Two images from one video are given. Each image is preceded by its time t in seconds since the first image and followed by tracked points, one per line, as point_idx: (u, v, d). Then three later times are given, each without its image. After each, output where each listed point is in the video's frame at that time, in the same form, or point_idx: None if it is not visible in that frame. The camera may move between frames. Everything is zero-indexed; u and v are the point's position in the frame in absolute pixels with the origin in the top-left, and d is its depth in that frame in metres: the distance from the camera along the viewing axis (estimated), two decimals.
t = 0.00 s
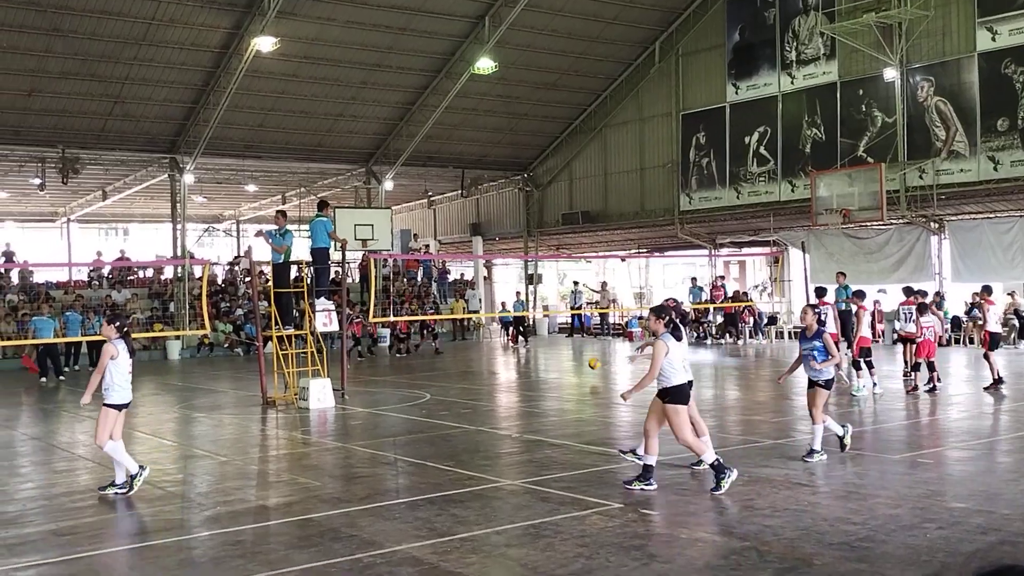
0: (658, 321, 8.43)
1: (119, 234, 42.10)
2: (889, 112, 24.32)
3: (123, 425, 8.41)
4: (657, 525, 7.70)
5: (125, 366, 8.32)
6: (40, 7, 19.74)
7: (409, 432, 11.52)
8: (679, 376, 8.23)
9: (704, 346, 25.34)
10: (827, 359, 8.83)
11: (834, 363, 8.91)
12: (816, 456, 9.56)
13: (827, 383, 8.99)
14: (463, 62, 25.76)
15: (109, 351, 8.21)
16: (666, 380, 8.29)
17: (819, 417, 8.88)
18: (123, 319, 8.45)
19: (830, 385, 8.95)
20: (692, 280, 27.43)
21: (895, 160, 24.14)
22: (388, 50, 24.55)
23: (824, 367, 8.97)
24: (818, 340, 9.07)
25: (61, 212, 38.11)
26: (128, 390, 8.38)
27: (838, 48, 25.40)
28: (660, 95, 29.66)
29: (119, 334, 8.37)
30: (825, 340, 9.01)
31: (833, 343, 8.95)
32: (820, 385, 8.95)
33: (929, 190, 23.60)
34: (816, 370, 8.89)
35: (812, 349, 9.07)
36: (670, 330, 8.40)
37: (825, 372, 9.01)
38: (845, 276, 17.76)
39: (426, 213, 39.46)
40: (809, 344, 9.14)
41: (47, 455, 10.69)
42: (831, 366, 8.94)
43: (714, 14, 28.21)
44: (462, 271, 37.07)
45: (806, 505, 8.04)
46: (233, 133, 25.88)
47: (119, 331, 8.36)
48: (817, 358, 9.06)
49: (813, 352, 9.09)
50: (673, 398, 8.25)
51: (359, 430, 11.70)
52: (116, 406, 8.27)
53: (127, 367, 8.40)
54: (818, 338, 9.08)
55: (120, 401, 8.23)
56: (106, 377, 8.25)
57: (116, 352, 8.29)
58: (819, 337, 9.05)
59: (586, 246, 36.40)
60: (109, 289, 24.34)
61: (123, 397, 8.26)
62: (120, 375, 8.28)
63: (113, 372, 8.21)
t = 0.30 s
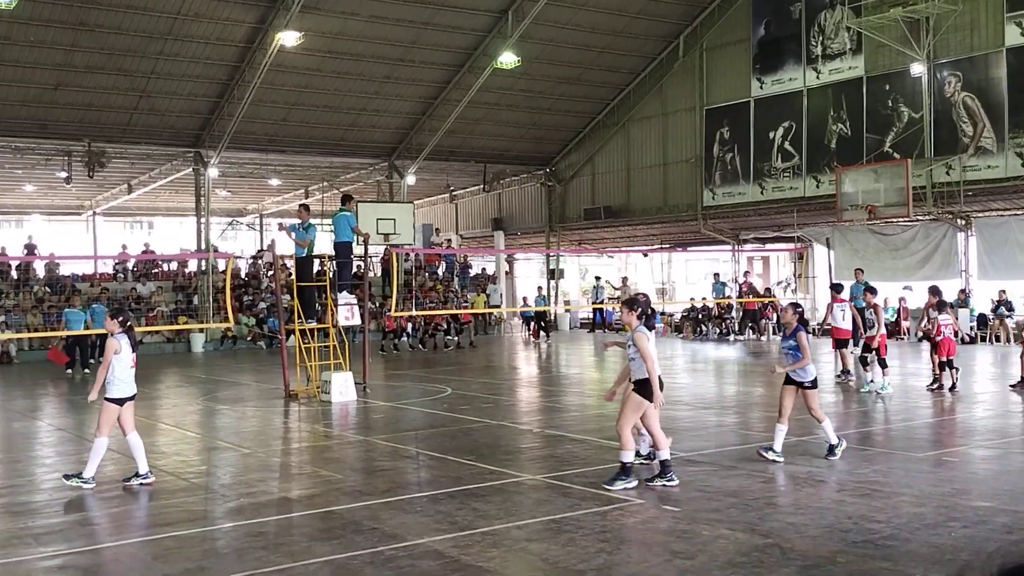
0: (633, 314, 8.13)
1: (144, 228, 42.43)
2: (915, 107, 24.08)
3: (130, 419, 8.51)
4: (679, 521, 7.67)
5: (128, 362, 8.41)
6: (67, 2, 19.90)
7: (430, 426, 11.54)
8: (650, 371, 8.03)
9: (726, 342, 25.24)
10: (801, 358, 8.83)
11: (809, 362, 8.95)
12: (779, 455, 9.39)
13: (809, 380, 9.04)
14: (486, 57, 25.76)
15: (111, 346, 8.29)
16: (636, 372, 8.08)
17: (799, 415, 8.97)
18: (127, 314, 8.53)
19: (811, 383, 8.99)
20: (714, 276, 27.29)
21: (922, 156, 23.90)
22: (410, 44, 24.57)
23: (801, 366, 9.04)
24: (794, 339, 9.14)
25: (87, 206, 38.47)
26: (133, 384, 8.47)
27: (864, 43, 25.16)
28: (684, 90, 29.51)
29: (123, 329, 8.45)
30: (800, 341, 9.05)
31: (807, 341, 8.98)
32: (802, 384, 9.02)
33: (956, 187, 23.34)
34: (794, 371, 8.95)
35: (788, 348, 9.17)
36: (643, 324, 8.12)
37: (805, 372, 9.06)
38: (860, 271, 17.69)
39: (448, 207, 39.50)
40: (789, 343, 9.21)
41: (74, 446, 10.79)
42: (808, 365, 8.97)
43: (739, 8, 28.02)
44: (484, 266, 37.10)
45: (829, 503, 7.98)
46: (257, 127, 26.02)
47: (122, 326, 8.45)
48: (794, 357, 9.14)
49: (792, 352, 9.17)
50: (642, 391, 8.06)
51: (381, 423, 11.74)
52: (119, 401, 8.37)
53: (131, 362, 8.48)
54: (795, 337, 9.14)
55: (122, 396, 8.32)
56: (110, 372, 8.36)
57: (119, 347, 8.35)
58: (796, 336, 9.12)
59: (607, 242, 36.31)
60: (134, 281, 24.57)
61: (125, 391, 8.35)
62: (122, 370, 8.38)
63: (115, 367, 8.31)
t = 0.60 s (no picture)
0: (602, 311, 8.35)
1: (172, 223, 42.75)
2: (946, 102, 23.83)
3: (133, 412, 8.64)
4: (705, 518, 7.65)
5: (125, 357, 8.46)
6: None
7: (454, 421, 11.56)
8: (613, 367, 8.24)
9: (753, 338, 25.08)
10: (795, 359, 8.53)
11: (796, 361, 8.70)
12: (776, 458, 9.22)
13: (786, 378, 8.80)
14: (511, 52, 25.75)
15: (107, 343, 8.35)
16: (603, 369, 8.28)
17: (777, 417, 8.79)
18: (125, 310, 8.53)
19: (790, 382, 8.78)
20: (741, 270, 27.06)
21: (952, 150, 23.63)
22: (436, 40, 24.60)
23: (786, 364, 8.78)
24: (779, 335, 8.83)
25: (117, 201, 38.87)
26: (132, 378, 8.56)
27: (893, 36, 24.93)
28: (711, 85, 29.35)
29: (118, 325, 8.48)
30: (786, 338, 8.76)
31: (795, 340, 8.72)
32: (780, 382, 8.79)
33: (986, 181, 23.05)
34: (780, 370, 8.65)
35: (774, 344, 8.85)
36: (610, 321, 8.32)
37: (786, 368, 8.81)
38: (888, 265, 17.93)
39: (472, 203, 39.53)
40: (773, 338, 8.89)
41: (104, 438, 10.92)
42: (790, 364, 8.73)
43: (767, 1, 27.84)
44: (509, 261, 37.10)
45: (855, 500, 7.92)
46: (284, 123, 26.15)
47: (119, 323, 8.47)
48: (779, 353, 8.86)
49: (775, 348, 8.86)
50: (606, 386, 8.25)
51: (405, 418, 11.78)
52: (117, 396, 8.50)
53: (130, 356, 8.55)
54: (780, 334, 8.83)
55: (119, 392, 8.44)
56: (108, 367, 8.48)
57: (114, 343, 8.40)
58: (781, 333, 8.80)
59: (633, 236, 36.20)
60: (163, 276, 24.81)
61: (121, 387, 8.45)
62: (119, 366, 8.46)
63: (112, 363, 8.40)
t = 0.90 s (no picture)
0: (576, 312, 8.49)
1: (202, 219, 43.08)
2: (978, 94, 23.50)
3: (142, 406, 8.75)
4: (735, 513, 7.60)
5: (136, 350, 8.64)
6: None
7: (482, 416, 11.57)
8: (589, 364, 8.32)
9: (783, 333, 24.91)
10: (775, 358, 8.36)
11: (777, 360, 8.49)
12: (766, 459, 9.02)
13: (770, 377, 8.56)
14: (539, 47, 25.72)
15: (117, 337, 8.51)
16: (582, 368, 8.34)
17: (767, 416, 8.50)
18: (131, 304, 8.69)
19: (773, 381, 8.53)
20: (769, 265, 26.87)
21: (985, 143, 23.32)
22: (463, 35, 24.60)
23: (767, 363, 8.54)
24: (759, 334, 8.65)
25: (148, 197, 39.28)
26: (144, 372, 8.72)
27: (925, 28, 24.63)
28: (740, 78, 29.15)
29: (128, 319, 8.63)
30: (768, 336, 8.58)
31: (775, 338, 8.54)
32: (764, 381, 8.51)
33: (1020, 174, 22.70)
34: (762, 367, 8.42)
35: (754, 344, 8.64)
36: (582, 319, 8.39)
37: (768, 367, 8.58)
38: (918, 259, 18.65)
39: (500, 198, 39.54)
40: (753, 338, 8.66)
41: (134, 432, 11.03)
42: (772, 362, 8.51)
43: None
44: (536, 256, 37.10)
45: (887, 496, 7.84)
46: (312, 119, 26.27)
47: (127, 316, 8.63)
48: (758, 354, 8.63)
49: (756, 347, 8.63)
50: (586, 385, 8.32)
51: (433, 413, 11.81)
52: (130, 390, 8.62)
53: (140, 349, 8.72)
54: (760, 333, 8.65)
55: (133, 384, 8.59)
56: (119, 361, 8.62)
57: (125, 336, 8.57)
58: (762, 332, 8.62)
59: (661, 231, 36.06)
60: (193, 272, 25.03)
61: (133, 379, 8.60)
62: (131, 359, 8.62)
63: (124, 357, 8.57)
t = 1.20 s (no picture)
0: (548, 303, 8.64)
1: (232, 217, 43.43)
2: (1013, 87, 23.17)
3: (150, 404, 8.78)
4: (766, 511, 7.55)
5: (151, 347, 8.71)
6: None
7: (510, 413, 11.58)
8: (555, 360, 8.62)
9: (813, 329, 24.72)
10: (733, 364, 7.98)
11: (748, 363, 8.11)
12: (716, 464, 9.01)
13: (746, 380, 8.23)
14: (566, 43, 25.71)
15: (134, 334, 8.56)
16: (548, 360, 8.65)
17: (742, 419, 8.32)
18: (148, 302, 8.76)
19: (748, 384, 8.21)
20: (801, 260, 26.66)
21: (1019, 137, 23.01)
22: (491, 31, 24.61)
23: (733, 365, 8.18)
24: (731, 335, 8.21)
25: (179, 195, 39.67)
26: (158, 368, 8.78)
27: (958, 21, 24.33)
28: (770, 73, 28.95)
29: (145, 316, 8.69)
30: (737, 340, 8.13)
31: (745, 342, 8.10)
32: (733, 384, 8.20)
33: None
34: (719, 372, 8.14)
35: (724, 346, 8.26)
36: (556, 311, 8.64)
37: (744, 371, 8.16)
38: (952, 255, 18.49)
39: (527, 194, 39.53)
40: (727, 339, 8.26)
41: (166, 427, 11.14)
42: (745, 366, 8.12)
43: None
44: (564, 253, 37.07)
45: (919, 493, 7.76)
46: (341, 117, 26.41)
47: (144, 314, 8.70)
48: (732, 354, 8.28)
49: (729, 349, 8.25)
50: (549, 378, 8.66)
51: (462, 409, 11.83)
52: (145, 385, 8.71)
53: (155, 346, 8.79)
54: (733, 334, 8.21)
55: (148, 380, 8.67)
56: (135, 357, 8.69)
57: (142, 333, 8.63)
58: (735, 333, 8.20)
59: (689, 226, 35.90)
60: (224, 269, 25.26)
61: (149, 376, 8.68)
62: (147, 355, 8.70)
63: (140, 352, 8.64)
